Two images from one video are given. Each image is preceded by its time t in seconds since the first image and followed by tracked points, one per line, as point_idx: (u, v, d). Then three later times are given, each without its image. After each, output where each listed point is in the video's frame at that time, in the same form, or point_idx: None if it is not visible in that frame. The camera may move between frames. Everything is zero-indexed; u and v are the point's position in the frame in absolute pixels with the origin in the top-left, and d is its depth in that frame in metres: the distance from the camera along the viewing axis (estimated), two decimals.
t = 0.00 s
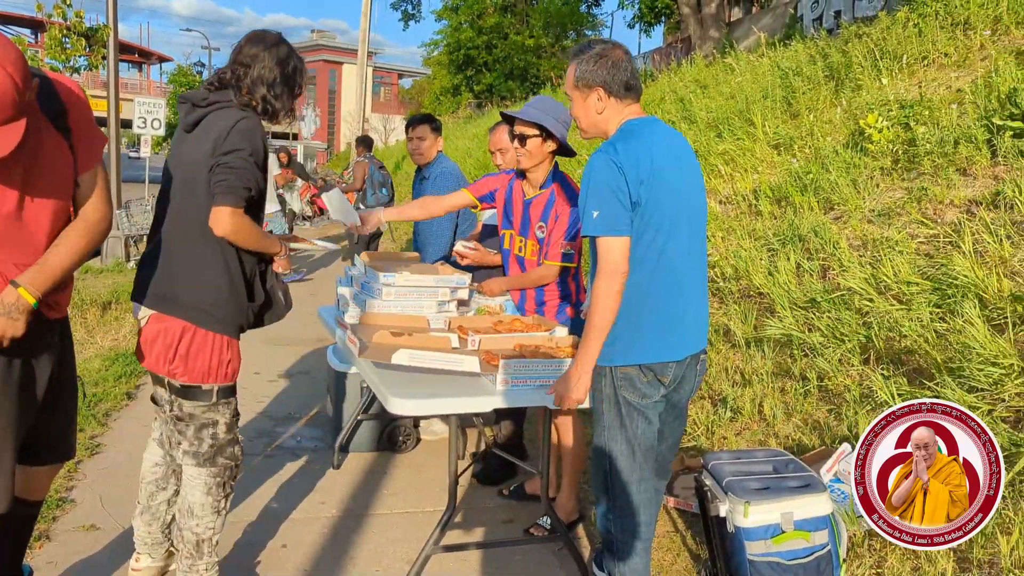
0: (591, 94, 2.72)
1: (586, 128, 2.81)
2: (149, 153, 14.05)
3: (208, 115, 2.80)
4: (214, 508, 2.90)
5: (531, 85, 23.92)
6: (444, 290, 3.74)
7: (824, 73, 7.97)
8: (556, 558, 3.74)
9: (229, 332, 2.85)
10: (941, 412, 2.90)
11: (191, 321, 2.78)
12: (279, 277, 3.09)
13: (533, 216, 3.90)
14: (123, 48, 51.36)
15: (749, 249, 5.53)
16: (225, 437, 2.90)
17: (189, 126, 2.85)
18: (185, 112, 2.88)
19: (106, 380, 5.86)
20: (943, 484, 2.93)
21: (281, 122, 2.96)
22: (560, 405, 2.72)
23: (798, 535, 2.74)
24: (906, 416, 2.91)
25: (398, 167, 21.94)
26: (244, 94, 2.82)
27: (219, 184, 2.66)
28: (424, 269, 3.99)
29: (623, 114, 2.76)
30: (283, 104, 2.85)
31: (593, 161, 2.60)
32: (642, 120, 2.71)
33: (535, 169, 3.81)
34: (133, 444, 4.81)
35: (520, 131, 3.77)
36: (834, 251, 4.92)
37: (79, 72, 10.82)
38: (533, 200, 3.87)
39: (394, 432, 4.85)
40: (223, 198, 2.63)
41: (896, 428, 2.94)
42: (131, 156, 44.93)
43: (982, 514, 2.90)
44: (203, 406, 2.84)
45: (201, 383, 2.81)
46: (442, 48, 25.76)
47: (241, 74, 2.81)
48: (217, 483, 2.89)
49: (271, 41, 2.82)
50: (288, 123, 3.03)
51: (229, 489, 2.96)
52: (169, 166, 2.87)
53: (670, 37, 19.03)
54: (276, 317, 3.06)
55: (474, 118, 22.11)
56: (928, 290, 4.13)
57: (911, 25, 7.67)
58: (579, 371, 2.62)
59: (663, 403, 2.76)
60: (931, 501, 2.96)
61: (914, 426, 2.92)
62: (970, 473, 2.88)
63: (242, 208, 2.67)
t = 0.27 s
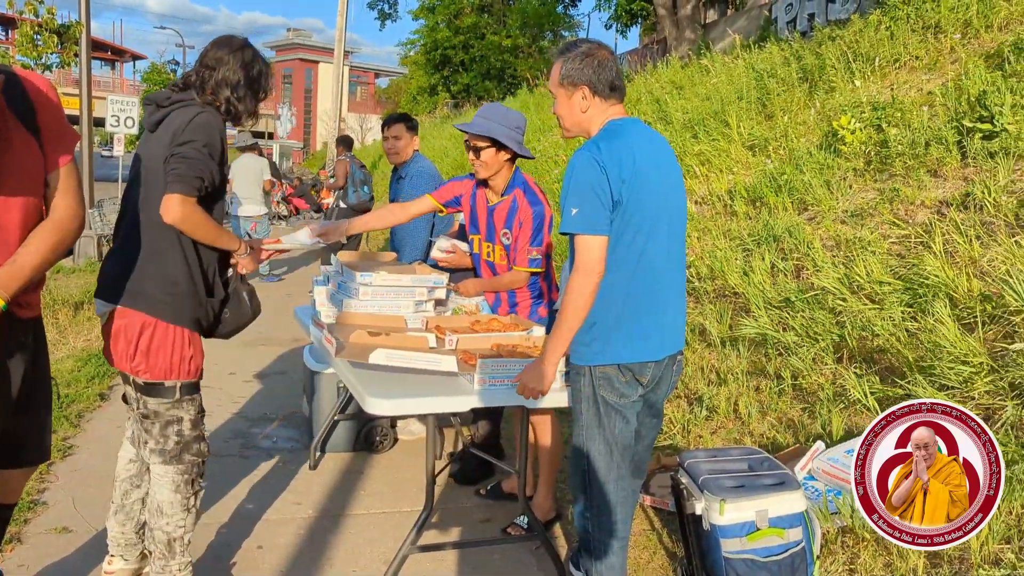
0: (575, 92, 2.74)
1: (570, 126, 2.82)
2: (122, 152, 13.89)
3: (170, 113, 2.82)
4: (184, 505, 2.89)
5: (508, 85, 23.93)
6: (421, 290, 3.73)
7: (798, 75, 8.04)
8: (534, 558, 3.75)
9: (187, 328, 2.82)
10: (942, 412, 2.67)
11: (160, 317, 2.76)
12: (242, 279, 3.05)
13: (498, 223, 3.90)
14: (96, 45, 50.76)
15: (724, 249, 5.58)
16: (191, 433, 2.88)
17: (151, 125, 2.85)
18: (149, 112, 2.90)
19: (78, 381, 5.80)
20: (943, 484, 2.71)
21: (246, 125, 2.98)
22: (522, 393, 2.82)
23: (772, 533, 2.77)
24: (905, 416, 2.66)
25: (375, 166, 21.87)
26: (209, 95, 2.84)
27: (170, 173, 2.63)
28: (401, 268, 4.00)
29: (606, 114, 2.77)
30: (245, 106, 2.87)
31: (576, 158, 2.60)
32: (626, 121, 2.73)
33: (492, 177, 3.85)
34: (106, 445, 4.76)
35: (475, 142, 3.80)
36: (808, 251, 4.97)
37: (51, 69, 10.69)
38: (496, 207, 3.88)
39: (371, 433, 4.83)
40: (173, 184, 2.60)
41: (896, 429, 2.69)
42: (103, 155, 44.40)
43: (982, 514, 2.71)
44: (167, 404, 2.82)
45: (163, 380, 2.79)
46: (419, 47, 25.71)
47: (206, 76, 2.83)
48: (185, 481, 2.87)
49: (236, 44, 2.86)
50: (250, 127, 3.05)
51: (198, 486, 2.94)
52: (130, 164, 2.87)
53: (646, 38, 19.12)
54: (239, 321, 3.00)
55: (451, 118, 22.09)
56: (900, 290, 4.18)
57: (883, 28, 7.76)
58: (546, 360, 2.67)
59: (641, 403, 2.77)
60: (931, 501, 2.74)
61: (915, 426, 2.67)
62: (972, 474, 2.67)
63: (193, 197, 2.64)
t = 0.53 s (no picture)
0: (567, 93, 2.75)
1: (561, 127, 2.83)
2: (107, 152, 13.81)
3: (152, 112, 2.82)
4: (169, 506, 2.88)
5: (495, 86, 23.94)
6: (409, 292, 3.73)
7: (784, 77, 8.08)
8: (523, 558, 3.76)
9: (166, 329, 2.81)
10: (941, 412, 2.70)
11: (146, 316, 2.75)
12: (225, 282, 3.05)
13: (481, 226, 3.91)
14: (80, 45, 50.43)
15: (712, 250, 5.60)
16: (174, 433, 2.87)
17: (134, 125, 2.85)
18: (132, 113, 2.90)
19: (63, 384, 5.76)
20: (943, 484, 2.74)
21: (228, 128, 2.98)
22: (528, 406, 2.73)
23: (759, 532, 2.79)
24: (905, 416, 2.70)
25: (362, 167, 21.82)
26: (192, 96, 2.84)
27: (151, 170, 2.63)
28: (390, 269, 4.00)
29: (597, 116, 2.79)
30: (228, 109, 2.88)
31: (567, 160, 2.61)
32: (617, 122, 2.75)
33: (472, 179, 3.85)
34: (92, 448, 4.73)
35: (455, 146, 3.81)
36: (794, 252, 5.00)
37: (35, 69, 10.61)
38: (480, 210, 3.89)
39: (359, 434, 4.83)
40: (152, 181, 2.60)
41: (896, 429, 2.72)
42: (88, 155, 44.11)
43: (982, 514, 2.75)
44: (150, 404, 2.81)
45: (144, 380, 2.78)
46: (405, 48, 25.68)
47: (189, 78, 2.84)
48: (170, 482, 2.86)
49: (221, 48, 2.87)
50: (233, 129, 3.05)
51: (183, 487, 2.93)
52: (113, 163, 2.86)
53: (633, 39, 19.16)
54: (222, 322, 3.00)
55: (438, 119, 22.06)
56: (885, 291, 4.21)
57: (868, 30, 7.82)
58: (543, 369, 2.66)
59: (630, 403, 2.79)
60: (931, 500, 2.78)
61: (915, 426, 2.71)
62: (971, 474, 2.70)
63: (172, 194, 2.63)
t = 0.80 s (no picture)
0: (569, 95, 2.75)
1: (562, 129, 2.84)
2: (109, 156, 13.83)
3: (156, 115, 2.82)
4: (177, 510, 2.88)
5: (496, 87, 23.96)
6: (411, 294, 3.74)
7: (785, 77, 8.08)
8: (527, 560, 3.76)
9: (172, 331, 2.82)
10: (941, 412, 2.70)
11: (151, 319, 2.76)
12: (230, 286, 3.05)
13: (486, 225, 3.92)
14: (82, 49, 50.52)
15: (713, 251, 5.60)
16: (182, 437, 2.88)
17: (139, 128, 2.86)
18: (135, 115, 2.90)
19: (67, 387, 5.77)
20: (942, 484, 2.74)
21: (230, 129, 2.99)
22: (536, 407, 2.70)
23: (762, 533, 2.79)
24: (905, 416, 2.70)
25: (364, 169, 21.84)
26: (195, 100, 2.85)
27: (157, 174, 2.64)
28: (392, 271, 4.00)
29: (599, 118, 2.79)
30: (231, 111, 2.90)
31: (569, 162, 2.62)
32: (619, 124, 2.76)
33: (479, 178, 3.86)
34: (96, 451, 4.74)
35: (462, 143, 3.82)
36: (795, 253, 5.01)
37: (38, 73, 10.64)
38: (485, 209, 3.89)
39: (362, 436, 4.83)
40: (159, 184, 2.61)
41: (896, 429, 2.72)
42: (90, 159, 44.17)
43: (982, 514, 2.74)
44: (158, 409, 2.82)
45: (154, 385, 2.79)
46: (406, 50, 25.71)
47: (191, 81, 2.85)
48: (179, 486, 2.86)
49: (223, 51, 2.87)
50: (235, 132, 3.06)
51: (190, 491, 2.94)
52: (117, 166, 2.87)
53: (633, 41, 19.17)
54: (225, 326, 2.99)
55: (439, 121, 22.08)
56: (887, 291, 4.21)
57: (868, 31, 7.82)
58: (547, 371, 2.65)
59: (633, 405, 2.79)
60: (931, 501, 2.77)
61: (915, 426, 2.70)
62: (971, 474, 2.69)
63: (178, 197, 2.64)
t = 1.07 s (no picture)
0: (577, 95, 2.76)
1: (570, 130, 2.84)
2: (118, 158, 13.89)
3: (172, 119, 2.83)
4: (197, 514, 2.89)
5: (503, 88, 23.97)
6: (419, 295, 3.73)
7: (793, 77, 8.06)
8: (537, 561, 3.76)
9: (195, 334, 2.83)
10: (941, 412, 2.72)
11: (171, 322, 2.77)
12: (250, 291, 3.07)
13: (499, 220, 3.90)
14: (91, 52, 50.77)
15: (722, 251, 5.59)
16: (207, 441, 2.88)
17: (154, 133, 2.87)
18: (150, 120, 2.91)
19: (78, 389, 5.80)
20: (943, 484, 2.75)
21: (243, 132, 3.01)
22: (534, 404, 2.75)
23: (772, 534, 2.79)
24: (905, 416, 2.72)
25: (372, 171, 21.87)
26: (209, 102, 2.87)
27: (178, 177, 2.65)
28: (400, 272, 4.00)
29: (607, 118, 2.79)
30: (244, 113, 2.92)
31: (576, 162, 2.62)
32: (627, 124, 2.76)
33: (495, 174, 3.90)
34: (106, 452, 4.76)
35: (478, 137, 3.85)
36: (804, 253, 4.99)
37: (47, 76, 10.69)
38: (498, 204, 3.89)
39: (371, 437, 4.84)
40: (182, 188, 2.62)
41: (896, 429, 2.74)
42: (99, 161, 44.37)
43: (981, 514, 2.75)
44: (182, 414, 2.82)
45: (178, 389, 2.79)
46: (413, 52, 25.75)
47: (205, 83, 2.87)
48: (200, 490, 2.87)
49: (235, 53, 2.89)
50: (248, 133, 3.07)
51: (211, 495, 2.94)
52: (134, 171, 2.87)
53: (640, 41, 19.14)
54: (248, 329, 3.02)
55: (446, 123, 22.10)
56: (897, 291, 4.20)
57: (877, 30, 7.80)
58: (550, 369, 2.66)
59: (642, 405, 2.79)
60: (931, 500, 2.78)
61: (914, 425, 2.73)
62: (971, 473, 2.71)
63: (200, 200, 2.66)
